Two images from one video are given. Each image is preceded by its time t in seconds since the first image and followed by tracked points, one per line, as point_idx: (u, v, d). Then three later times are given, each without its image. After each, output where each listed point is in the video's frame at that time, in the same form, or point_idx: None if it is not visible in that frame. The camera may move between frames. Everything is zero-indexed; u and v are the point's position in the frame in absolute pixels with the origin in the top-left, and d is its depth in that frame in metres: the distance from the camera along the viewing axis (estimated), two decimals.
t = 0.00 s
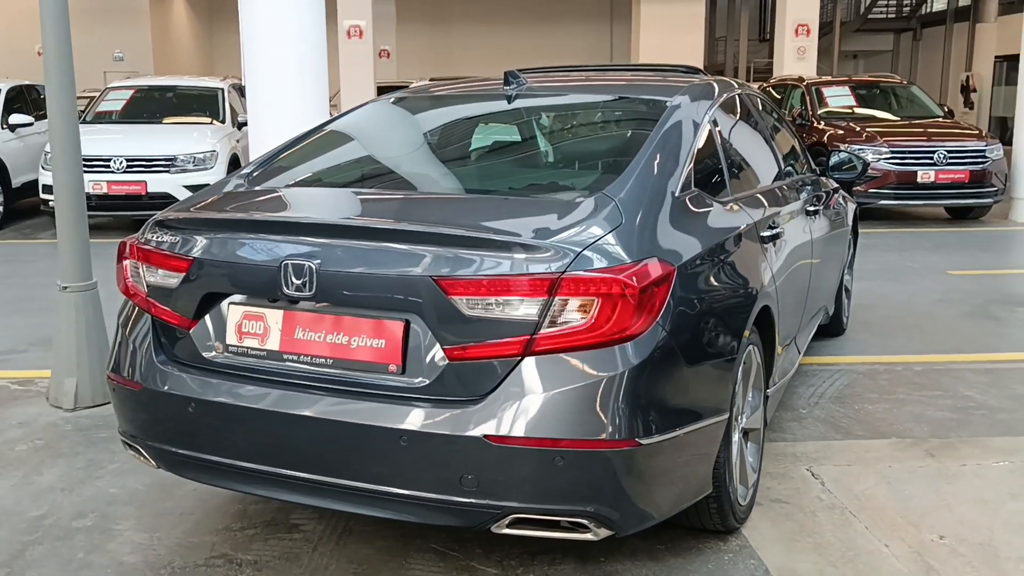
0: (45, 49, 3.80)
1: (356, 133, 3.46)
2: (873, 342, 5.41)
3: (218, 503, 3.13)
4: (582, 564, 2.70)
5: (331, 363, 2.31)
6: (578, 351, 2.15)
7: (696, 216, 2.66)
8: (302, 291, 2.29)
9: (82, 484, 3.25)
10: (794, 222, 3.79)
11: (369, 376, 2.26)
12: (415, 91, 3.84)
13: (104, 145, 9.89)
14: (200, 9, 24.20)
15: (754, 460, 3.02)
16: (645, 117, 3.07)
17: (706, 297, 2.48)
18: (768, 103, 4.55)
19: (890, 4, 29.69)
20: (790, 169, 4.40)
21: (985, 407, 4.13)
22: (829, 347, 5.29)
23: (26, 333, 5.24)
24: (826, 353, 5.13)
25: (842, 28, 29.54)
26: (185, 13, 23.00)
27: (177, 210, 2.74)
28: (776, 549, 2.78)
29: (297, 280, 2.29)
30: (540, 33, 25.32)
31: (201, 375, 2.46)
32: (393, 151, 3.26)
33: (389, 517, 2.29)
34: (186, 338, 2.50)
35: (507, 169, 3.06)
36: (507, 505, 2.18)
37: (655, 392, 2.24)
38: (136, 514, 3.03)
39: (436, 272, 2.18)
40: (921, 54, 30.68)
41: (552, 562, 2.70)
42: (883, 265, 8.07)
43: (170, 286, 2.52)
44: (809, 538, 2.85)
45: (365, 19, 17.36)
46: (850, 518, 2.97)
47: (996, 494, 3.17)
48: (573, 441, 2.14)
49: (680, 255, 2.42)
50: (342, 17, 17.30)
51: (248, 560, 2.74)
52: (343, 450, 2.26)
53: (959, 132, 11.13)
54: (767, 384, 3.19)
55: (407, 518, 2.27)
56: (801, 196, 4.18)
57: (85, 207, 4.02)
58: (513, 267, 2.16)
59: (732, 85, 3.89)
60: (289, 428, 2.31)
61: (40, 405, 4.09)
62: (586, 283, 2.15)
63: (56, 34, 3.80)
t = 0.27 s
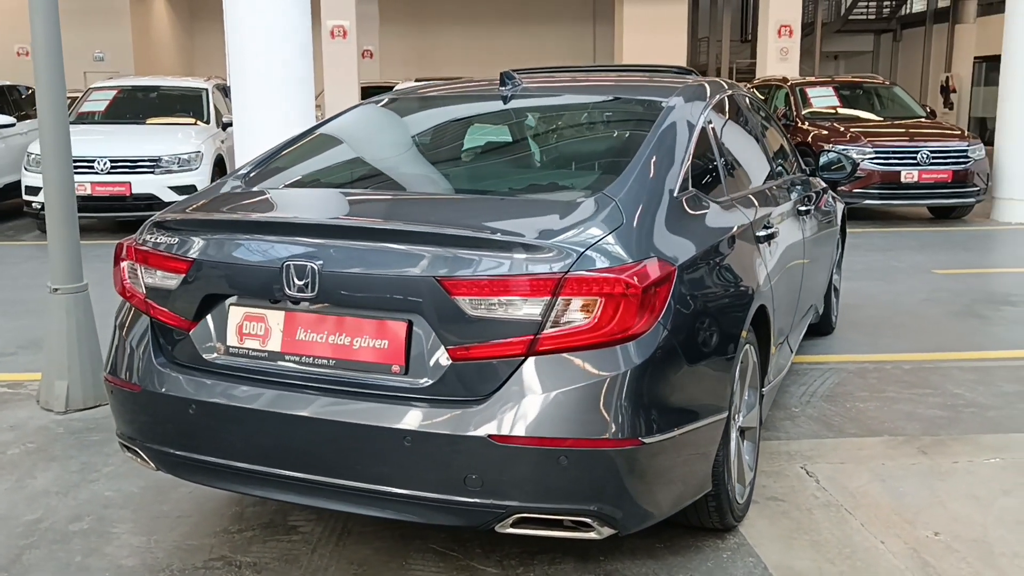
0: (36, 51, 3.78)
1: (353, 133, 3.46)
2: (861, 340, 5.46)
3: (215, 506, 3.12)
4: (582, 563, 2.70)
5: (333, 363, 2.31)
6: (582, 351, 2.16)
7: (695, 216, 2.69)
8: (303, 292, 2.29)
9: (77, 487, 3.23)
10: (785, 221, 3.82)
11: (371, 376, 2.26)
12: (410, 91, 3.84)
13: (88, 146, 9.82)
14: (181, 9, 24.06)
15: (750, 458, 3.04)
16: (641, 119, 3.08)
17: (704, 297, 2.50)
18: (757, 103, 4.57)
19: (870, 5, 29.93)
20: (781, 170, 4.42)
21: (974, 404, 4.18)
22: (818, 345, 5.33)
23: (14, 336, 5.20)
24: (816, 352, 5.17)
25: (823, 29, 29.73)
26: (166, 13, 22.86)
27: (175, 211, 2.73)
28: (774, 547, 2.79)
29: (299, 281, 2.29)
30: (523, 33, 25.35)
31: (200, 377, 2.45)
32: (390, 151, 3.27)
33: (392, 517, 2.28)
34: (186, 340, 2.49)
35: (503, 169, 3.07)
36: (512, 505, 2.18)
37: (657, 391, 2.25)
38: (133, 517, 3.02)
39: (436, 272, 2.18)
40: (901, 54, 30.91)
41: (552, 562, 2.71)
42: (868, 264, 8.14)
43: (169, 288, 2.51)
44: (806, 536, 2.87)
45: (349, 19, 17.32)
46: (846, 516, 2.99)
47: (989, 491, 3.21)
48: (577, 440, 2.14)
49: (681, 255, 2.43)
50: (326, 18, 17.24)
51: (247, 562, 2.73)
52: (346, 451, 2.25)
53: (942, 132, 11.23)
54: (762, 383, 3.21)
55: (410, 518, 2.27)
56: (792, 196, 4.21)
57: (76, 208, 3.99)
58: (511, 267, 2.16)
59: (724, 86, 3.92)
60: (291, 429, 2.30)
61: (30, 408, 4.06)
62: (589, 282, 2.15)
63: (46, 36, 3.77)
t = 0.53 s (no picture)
0: (28, 50, 3.74)
1: (353, 133, 3.44)
2: (855, 339, 5.47)
3: (213, 508, 3.10)
4: (585, 563, 2.69)
5: (337, 364, 2.29)
6: (589, 351, 2.15)
7: (698, 216, 2.69)
8: (307, 292, 2.27)
9: (73, 490, 3.20)
10: (783, 220, 3.82)
11: (376, 377, 2.24)
12: (409, 90, 3.82)
13: (75, 146, 9.75)
14: (167, 9, 23.93)
15: (751, 458, 3.04)
16: (641, 119, 3.08)
17: (707, 296, 2.49)
18: (752, 102, 4.58)
19: (856, 6, 30.07)
20: (776, 169, 4.42)
21: (970, 402, 4.19)
22: (812, 345, 5.34)
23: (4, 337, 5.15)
24: (810, 351, 5.18)
25: (809, 30, 29.85)
26: (152, 13, 22.73)
27: (174, 211, 2.71)
28: (776, 546, 2.79)
29: (303, 282, 2.27)
30: (511, 34, 25.35)
31: (202, 378, 2.42)
32: (390, 151, 3.26)
33: (397, 519, 2.27)
34: (187, 341, 2.47)
35: (502, 169, 3.05)
36: (519, 506, 2.17)
37: (663, 391, 2.24)
38: (130, 520, 2.99)
39: (439, 272, 2.17)
40: (886, 54, 31.06)
41: (555, 562, 2.70)
42: (859, 264, 8.16)
43: (169, 289, 2.48)
44: (808, 535, 2.86)
45: (337, 19, 17.26)
46: (847, 515, 2.99)
47: (987, 488, 3.22)
48: (584, 440, 2.13)
49: (685, 255, 2.43)
50: (314, 17, 17.18)
51: (248, 564, 2.71)
52: (352, 453, 2.24)
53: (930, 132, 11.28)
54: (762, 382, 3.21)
55: (416, 520, 2.25)
56: (788, 195, 4.21)
57: (69, 208, 3.95)
58: (514, 267, 2.15)
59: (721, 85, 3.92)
60: (295, 431, 2.28)
61: (23, 410, 4.02)
62: (595, 282, 2.14)
63: (39, 35, 3.73)
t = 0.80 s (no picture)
0: (27, 47, 3.68)
1: (359, 132, 3.40)
2: (857, 338, 5.46)
3: (218, 510, 3.05)
4: (598, 565, 2.66)
5: (350, 365, 2.25)
6: (606, 350, 2.11)
7: (712, 214, 2.66)
8: (319, 291, 2.23)
9: (75, 492, 3.16)
10: (791, 218, 3.79)
11: (390, 378, 2.20)
12: (414, 87, 3.78)
13: (68, 145, 9.65)
14: (158, 8, 23.78)
15: (763, 458, 3.01)
16: (652, 117, 3.05)
17: (723, 295, 2.46)
18: (758, 100, 4.54)
19: (847, 6, 30.14)
20: (782, 167, 4.39)
21: (976, 401, 4.18)
22: (814, 343, 5.32)
23: None
24: (813, 350, 5.16)
25: (801, 29, 29.90)
26: (142, 12, 22.58)
27: (180, 209, 2.67)
28: (790, 547, 2.77)
29: (315, 280, 2.23)
30: (503, 33, 25.30)
31: (211, 379, 2.38)
32: (397, 150, 3.22)
33: (412, 522, 2.23)
34: (195, 342, 2.42)
35: (510, 166, 3.02)
36: (537, 508, 2.13)
37: (681, 391, 2.21)
38: (135, 522, 2.95)
39: (450, 271, 2.13)
40: (877, 54, 31.14)
41: (568, 564, 2.67)
42: (857, 262, 8.15)
43: (177, 288, 2.44)
44: (821, 535, 2.84)
45: (330, 18, 17.18)
46: (859, 516, 2.97)
47: (998, 488, 3.20)
48: (602, 441, 2.10)
49: (701, 253, 2.40)
50: (307, 16, 17.09)
51: (256, 568, 2.67)
52: (366, 455, 2.20)
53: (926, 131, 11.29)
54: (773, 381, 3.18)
55: (431, 523, 2.22)
56: (795, 192, 4.18)
57: (68, 208, 3.90)
58: (526, 265, 2.12)
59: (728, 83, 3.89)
60: (308, 432, 2.24)
61: (21, 412, 3.97)
62: (613, 280, 2.11)
63: (39, 31, 3.68)
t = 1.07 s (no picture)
0: (22, 47, 3.61)
1: (364, 132, 3.35)
2: (859, 339, 5.43)
3: (220, 519, 2.99)
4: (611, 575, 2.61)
5: (361, 371, 2.19)
6: (626, 356, 2.06)
7: (727, 217, 2.61)
8: (330, 296, 2.17)
9: (74, 501, 3.09)
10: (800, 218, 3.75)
11: (403, 385, 2.15)
12: (418, 86, 3.73)
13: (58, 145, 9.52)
14: (146, 8, 23.61)
15: (775, 463, 2.97)
16: (664, 118, 3.00)
17: (739, 299, 2.41)
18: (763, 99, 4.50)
19: (836, 6, 30.21)
20: (787, 167, 4.35)
21: (982, 403, 4.15)
22: (816, 345, 5.29)
23: None
24: (815, 351, 5.13)
25: (790, 29, 29.95)
26: (130, 11, 22.41)
27: (184, 211, 2.61)
28: (805, 554, 2.73)
29: (325, 285, 2.17)
30: (494, 33, 25.24)
31: (217, 387, 2.32)
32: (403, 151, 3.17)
33: (427, 534, 2.17)
34: (200, 348, 2.36)
35: (518, 167, 2.96)
36: (554, 519, 2.08)
37: (700, 398, 2.15)
38: (136, 532, 2.88)
39: (460, 274, 2.08)
40: (866, 54, 31.21)
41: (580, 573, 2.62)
42: (854, 263, 8.13)
43: (181, 293, 2.38)
44: (836, 542, 2.80)
45: (320, 17, 17.09)
46: (873, 521, 2.93)
47: (1011, 492, 3.17)
48: (622, 450, 2.05)
49: (718, 256, 2.35)
50: (297, 16, 16.99)
51: None
52: (378, 464, 2.14)
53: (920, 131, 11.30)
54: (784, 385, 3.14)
55: (445, 534, 2.16)
56: (801, 192, 4.13)
57: (63, 210, 3.82)
58: (537, 270, 2.07)
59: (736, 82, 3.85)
60: (318, 441, 2.18)
61: (16, 418, 3.89)
62: (633, 285, 2.06)
63: (34, 31, 3.61)
